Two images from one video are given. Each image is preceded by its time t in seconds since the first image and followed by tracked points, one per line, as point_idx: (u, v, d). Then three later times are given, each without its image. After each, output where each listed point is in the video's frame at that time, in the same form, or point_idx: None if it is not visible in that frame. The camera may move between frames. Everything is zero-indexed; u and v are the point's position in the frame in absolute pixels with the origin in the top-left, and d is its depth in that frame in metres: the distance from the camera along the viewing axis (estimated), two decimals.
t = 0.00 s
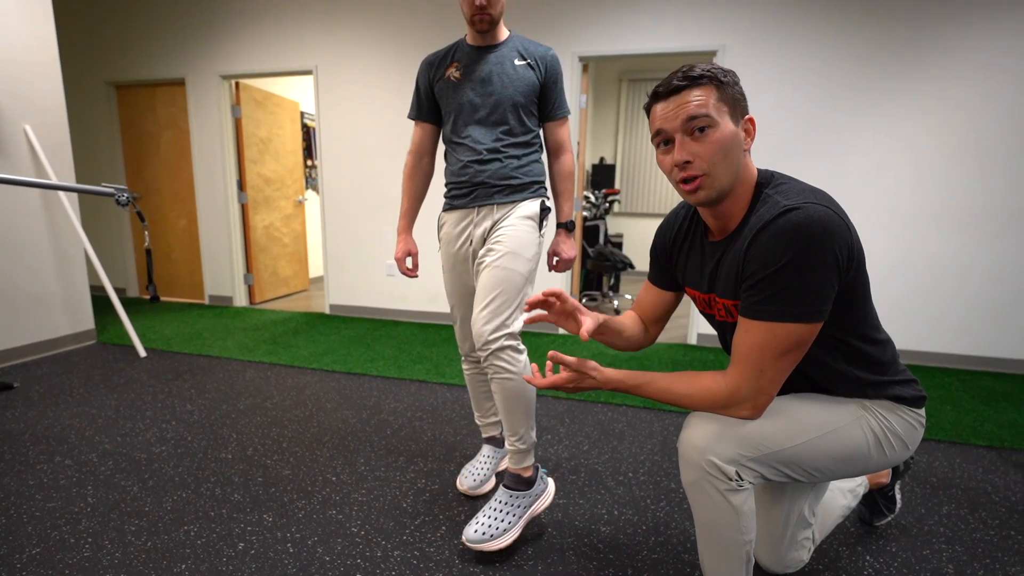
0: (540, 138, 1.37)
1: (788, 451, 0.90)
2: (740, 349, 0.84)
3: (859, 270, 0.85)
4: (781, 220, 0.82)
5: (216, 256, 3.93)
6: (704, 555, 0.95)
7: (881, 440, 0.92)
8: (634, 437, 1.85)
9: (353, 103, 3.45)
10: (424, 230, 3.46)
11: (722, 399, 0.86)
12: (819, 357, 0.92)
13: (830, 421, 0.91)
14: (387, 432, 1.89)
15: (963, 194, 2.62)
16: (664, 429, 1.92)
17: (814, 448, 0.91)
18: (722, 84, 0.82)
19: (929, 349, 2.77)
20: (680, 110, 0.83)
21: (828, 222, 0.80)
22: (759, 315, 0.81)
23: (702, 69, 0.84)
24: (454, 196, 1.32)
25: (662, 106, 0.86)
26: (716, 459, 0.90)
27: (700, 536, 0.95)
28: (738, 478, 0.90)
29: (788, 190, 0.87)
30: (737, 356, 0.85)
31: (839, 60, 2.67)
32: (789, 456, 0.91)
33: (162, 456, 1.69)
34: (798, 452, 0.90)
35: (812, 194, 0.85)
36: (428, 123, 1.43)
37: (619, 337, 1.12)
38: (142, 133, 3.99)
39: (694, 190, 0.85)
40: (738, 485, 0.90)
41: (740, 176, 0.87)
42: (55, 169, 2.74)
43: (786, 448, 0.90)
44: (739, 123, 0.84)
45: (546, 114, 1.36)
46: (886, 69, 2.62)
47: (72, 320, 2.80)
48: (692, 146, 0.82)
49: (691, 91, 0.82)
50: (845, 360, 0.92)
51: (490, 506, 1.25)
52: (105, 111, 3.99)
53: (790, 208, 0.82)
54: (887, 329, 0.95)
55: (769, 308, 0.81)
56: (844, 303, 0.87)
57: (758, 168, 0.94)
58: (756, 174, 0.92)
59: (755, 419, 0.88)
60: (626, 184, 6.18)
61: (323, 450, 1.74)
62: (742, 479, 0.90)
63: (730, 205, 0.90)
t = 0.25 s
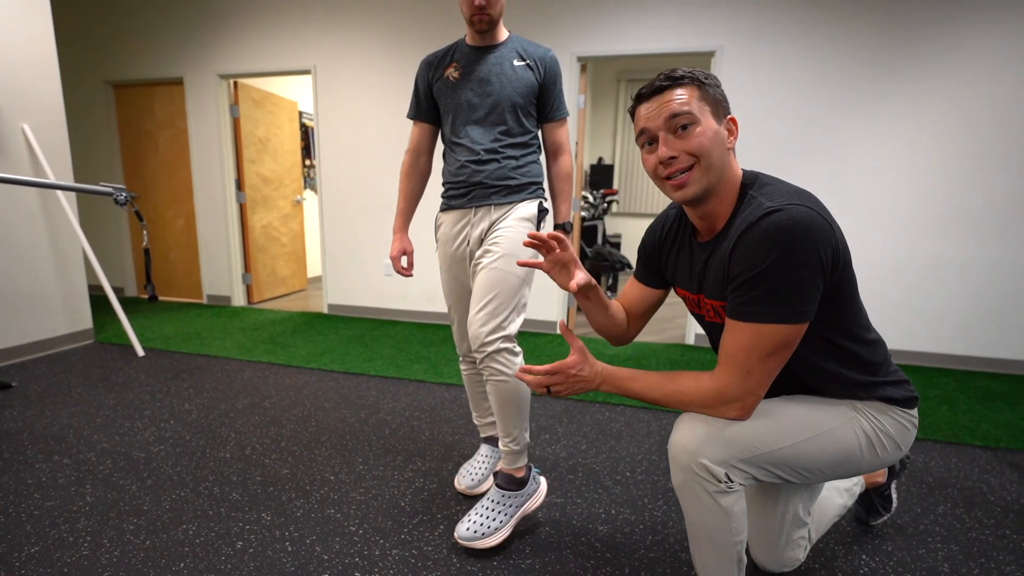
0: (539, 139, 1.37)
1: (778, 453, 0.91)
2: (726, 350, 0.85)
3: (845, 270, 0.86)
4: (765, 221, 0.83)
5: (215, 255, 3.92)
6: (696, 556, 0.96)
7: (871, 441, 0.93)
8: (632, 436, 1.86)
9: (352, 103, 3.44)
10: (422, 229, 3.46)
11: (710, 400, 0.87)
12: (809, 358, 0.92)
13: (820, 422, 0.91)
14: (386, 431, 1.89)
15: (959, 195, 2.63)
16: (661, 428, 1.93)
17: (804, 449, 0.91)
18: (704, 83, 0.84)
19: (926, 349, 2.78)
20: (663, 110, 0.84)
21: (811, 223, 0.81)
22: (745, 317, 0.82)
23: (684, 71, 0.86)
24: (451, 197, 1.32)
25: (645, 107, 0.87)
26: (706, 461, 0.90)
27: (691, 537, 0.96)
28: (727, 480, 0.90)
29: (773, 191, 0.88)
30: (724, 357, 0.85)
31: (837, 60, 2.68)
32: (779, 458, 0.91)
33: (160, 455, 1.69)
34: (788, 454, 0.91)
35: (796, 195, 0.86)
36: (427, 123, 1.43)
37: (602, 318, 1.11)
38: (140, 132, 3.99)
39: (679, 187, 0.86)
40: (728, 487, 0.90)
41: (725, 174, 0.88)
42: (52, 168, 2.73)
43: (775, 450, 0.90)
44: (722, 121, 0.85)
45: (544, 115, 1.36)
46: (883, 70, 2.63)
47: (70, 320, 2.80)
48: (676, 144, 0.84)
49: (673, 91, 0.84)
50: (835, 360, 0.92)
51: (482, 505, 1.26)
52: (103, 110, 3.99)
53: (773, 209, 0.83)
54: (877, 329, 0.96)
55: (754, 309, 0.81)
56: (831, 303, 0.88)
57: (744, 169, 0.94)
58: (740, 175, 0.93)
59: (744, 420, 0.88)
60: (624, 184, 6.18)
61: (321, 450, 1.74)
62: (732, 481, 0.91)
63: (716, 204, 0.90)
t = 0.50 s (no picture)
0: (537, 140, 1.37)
1: (766, 456, 0.91)
2: (711, 352, 0.85)
3: (828, 270, 0.86)
4: (746, 223, 0.83)
5: (211, 255, 3.91)
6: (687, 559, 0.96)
7: (861, 443, 0.93)
8: (629, 437, 1.86)
9: (350, 103, 3.43)
10: (420, 229, 3.45)
11: (696, 401, 0.87)
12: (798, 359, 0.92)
13: (809, 425, 0.91)
14: (383, 432, 1.88)
15: (956, 196, 2.64)
16: (659, 429, 1.93)
17: (792, 453, 0.91)
18: (677, 92, 0.85)
19: (923, 349, 2.79)
20: (638, 120, 0.84)
21: (793, 224, 0.81)
22: (728, 318, 0.82)
23: (656, 81, 0.86)
24: (449, 196, 1.32)
25: (621, 118, 0.87)
26: (693, 465, 0.90)
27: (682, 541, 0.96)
28: (715, 484, 0.90)
29: (755, 193, 0.89)
30: (708, 359, 0.86)
31: (835, 61, 2.68)
32: (767, 461, 0.91)
33: (156, 456, 1.68)
34: (776, 457, 0.91)
35: (778, 196, 0.86)
36: (423, 120, 1.42)
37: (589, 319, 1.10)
38: (136, 131, 3.97)
39: (659, 196, 0.86)
40: (716, 491, 0.90)
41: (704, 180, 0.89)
42: (47, 168, 2.71)
43: (764, 454, 0.91)
44: (697, 128, 0.86)
45: (543, 116, 1.36)
46: (880, 71, 2.64)
47: (65, 320, 2.78)
48: (653, 154, 0.84)
49: (647, 101, 0.84)
50: (824, 361, 0.92)
51: (480, 507, 1.25)
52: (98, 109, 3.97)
53: (754, 210, 0.84)
54: (866, 330, 0.96)
55: (737, 310, 0.81)
56: (816, 303, 0.88)
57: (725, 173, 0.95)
58: (721, 178, 0.94)
59: (731, 422, 0.88)
60: (622, 184, 6.19)
61: (318, 450, 1.74)
62: (720, 485, 0.91)
63: (697, 209, 0.91)
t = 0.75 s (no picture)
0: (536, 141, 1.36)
1: (770, 458, 0.90)
2: (714, 354, 0.83)
3: (831, 272, 0.85)
4: (749, 223, 0.82)
5: (207, 254, 3.88)
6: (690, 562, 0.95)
7: (865, 445, 0.92)
8: (630, 438, 1.85)
9: (348, 102, 3.41)
10: (418, 229, 3.43)
11: (698, 404, 0.86)
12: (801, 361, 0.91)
13: (812, 427, 0.90)
14: (382, 434, 1.87)
15: (956, 196, 2.64)
16: (660, 430, 1.92)
17: (796, 455, 0.90)
18: (679, 97, 0.83)
19: (923, 349, 2.78)
20: (640, 126, 0.83)
21: (797, 224, 0.80)
22: (731, 319, 0.81)
23: (658, 84, 0.84)
24: (448, 196, 1.30)
25: (621, 122, 0.86)
26: (696, 468, 0.89)
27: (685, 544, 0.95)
28: (718, 487, 0.89)
29: (757, 194, 0.88)
30: (711, 361, 0.84)
31: (836, 61, 2.68)
32: (771, 463, 0.90)
33: (152, 458, 1.66)
34: (780, 459, 0.90)
35: (780, 197, 0.85)
36: (421, 116, 1.39)
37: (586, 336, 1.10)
38: (131, 129, 3.93)
39: (660, 203, 0.85)
40: (719, 494, 0.89)
41: (705, 185, 0.88)
42: (41, 166, 2.68)
43: (767, 456, 0.89)
44: (699, 133, 0.85)
45: (544, 117, 1.35)
46: (881, 70, 2.63)
47: (59, 320, 2.75)
48: (655, 160, 0.83)
49: (649, 106, 0.82)
50: (827, 363, 0.91)
51: (479, 510, 1.24)
52: (93, 107, 3.93)
53: (757, 211, 0.82)
54: (868, 332, 0.95)
55: (740, 311, 0.80)
56: (819, 306, 0.87)
57: (725, 175, 0.94)
58: (722, 181, 0.92)
59: (733, 424, 0.87)
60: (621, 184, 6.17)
61: (316, 452, 1.72)
62: (723, 487, 0.90)
63: (698, 213, 0.90)
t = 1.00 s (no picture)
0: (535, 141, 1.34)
1: (773, 457, 0.89)
2: (717, 354, 0.82)
3: (834, 272, 0.84)
4: (753, 222, 0.81)
5: (202, 252, 3.85)
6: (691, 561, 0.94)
7: (866, 444, 0.91)
8: (628, 438, 1.84)
9: (345, 98, 3.38)
10: (416, 227, 3.41)
11: (701, 403, 0.85)
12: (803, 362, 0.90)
13: (814, 426, 0.89)
14: (379, 434, 1.85)
15: (955, 195, 2.64)
16: (658, 430, 1.91)
17: (798, 454, 0.89)
18: (681, 94, 0.82)
19: (921, 347, 2.78)
20: (642, 124, 0.81)
21: (801, 223, 0.79)
22: (735, 319, 0.80)
23: (660, 82, 0.83)
24: (448, 196, 1.28)
25: (623, 121, 0.84)
26: (699, 468, 0.88)
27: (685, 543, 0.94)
28: (720, 486, 0.88)
29: (761, 193, 0.86)
30: (714, 360, 0.83)
31: (836, 59, 2.67)
32: (773, 463, 0.89)
33: (147, 458, 1.65)
34: (783, 459, 0.89)
35: (784, 196, 0.84)
36: (420, 113, 1.37)
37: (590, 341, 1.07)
38: (125, 126, 3.89)
39: (663, 201, 0.83)
40: (721, 493, 0.88)
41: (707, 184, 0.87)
42: (34, 162, 2.65)
43: (769, 455, 0.88)
44: (700, 132, 0.84)
45: (543, 116, 1.34)
46: (881, 69, 2.62)
47: (52, 319, 2.73)
48: (658, 158, 0.81)
49: (651, 104, 0.81)
50: (828, 364, 0.90)
51: (482, 508, 1.23)
52: (87, 103, 3.89)
53: (761, 210, 0.81)
54: (869, 331, 0.94)
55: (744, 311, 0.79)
56: (822, 306, 0.86)
57: (728, 175, 0.93)
58: (724, 181, 0.91)
59: (736, 424, 0.86)
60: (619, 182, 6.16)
61: (313, 453, 1.70)
62: (725, 487, 0.89)
63: (700, 213, 0.89)
